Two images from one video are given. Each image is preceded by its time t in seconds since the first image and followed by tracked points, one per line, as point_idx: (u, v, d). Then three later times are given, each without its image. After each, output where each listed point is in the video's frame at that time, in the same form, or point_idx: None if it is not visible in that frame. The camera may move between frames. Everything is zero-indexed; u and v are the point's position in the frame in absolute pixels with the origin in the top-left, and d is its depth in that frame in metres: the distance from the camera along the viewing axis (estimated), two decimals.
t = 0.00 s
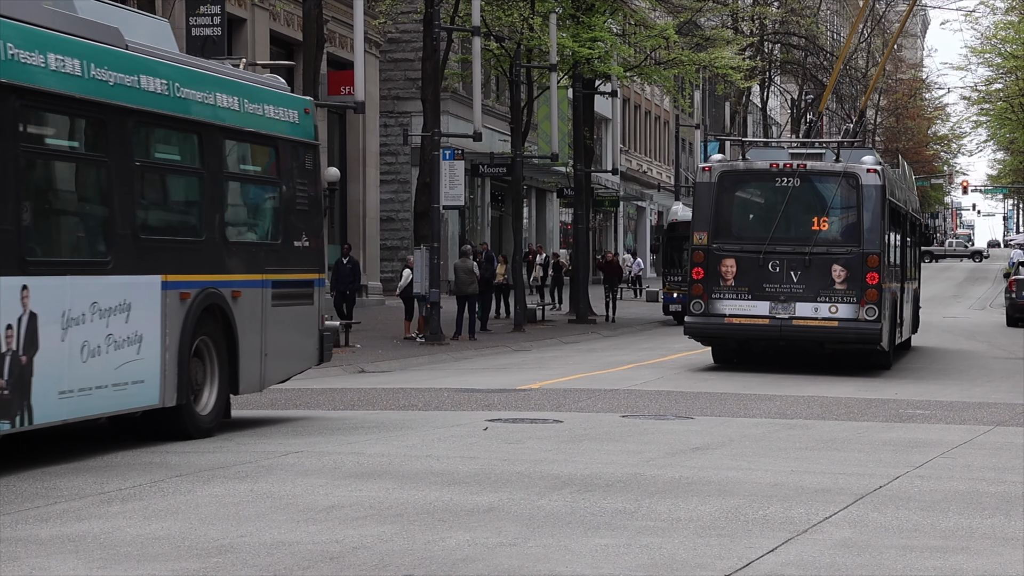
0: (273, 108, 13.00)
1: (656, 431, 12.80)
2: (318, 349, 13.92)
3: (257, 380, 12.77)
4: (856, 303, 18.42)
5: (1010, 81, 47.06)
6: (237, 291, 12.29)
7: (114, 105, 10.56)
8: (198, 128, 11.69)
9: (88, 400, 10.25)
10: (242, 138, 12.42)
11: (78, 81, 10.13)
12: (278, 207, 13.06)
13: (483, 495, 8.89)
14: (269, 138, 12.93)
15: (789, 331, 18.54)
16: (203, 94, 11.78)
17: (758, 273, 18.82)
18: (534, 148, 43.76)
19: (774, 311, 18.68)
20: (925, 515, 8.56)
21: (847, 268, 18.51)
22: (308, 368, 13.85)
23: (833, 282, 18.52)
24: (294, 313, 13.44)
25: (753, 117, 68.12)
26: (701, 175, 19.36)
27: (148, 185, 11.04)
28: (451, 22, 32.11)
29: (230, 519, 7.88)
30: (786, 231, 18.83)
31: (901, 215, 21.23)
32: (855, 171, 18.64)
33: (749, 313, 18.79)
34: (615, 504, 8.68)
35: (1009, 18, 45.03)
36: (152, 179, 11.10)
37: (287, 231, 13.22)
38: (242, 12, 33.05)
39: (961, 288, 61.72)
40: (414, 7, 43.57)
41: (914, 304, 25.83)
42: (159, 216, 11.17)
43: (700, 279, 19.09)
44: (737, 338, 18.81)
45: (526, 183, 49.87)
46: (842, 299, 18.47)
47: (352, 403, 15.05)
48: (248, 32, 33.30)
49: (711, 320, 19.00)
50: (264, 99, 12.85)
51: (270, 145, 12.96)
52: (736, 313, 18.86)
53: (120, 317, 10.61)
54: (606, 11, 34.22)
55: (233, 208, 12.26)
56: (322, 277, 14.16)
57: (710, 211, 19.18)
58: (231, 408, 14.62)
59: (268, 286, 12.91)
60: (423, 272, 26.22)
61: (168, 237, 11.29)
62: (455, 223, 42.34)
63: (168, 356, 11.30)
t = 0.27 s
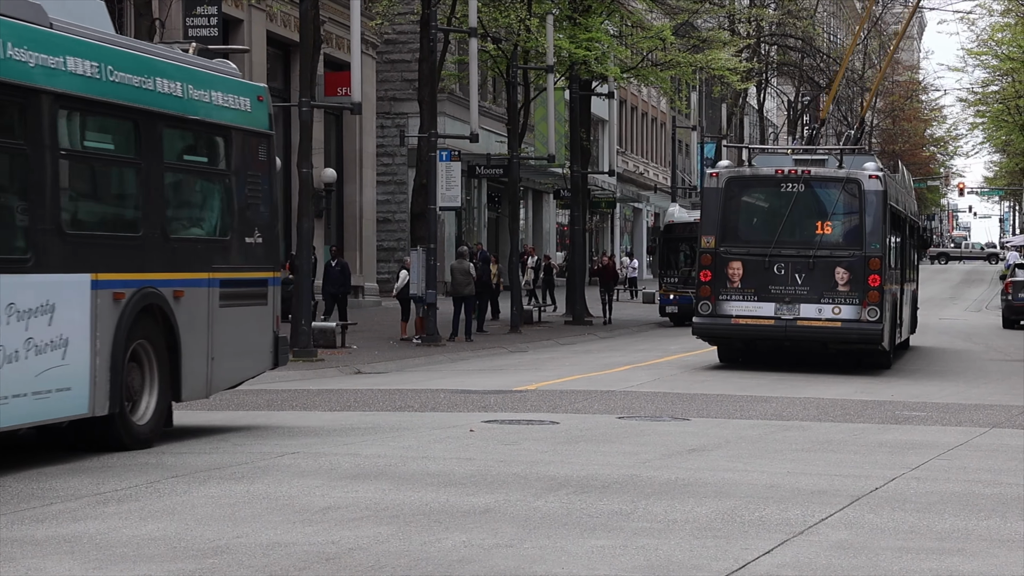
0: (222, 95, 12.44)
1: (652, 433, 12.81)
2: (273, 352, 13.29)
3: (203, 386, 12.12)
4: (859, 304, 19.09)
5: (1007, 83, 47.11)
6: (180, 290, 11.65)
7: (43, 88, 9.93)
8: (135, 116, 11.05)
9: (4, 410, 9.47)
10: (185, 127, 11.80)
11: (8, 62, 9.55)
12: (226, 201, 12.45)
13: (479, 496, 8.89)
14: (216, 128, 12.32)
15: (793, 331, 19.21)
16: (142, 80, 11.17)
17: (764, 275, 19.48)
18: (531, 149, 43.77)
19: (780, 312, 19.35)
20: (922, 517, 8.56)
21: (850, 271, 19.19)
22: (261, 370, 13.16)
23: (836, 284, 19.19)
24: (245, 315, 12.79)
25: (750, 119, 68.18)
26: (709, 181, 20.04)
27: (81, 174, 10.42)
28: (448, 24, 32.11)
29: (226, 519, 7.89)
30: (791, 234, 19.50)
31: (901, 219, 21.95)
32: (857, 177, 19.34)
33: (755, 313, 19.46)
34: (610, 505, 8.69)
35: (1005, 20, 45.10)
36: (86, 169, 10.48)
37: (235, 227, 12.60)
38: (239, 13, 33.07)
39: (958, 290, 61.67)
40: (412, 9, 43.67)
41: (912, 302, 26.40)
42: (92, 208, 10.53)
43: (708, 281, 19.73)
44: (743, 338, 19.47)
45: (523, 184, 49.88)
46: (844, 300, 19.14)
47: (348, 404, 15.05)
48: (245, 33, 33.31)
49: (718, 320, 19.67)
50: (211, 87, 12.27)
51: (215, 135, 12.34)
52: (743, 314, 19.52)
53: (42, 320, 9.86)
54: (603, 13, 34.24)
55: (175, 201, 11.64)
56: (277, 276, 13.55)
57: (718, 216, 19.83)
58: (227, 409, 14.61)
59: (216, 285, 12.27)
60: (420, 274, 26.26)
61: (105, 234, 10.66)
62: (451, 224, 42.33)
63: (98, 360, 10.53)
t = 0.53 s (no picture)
0: (163, 81, 11.52)
1: (648, 434, 12.83)
2: (220, 358, 12.40)
3: (140, 396, 11.20)
4: (860, 305, 19.88)
5: (1002, 85, 47.18)
6: (112, 292, 10.70)
7: None
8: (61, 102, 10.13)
9: None
10: (119, 115, 10.87)
11: None
12: (168, 196, 11.52)
13: (475, 497, 8.90)
14: (158, 117, 11.38)
15: (796, 331, 19.98)
16: (70, 64, 10.26)
17: (768, 277, 20.25)
18: (526, 150, 43.78)
19: (783, 313, 20.11)
20: (916, 518, 8.58)
21: (850, 273, 19.98)
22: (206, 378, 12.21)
23: (838, 286, 19.98)
24: (188, 317, 11.88)
25: (746, 120, 68.18)
26: (715, 186, 20.85)
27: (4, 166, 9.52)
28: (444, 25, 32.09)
29: (222, 521, 7.89)
30: (793, 237, 20.30)
31: (900, 224, 22.75)
32: (858, 182, 20.16)
33: (759, 314, 20.21)
34: (605, 506, 8.70)
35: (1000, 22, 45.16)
36: (10, 161, 9.59)
37: (178, 223, 11.66)
38: (235, 14, 33.02)
39: (953, 291, 61.63)
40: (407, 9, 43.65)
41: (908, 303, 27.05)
42: (18, 203, 9.64)
43: (714, 282, 20.50)
44: (747, 338, 20.21)
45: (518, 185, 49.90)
46: (845, 301, 19.92)
47: (343, 406, 15.03)
48: (241, 33, 33.26)
49: (723, 320, 20.41)
50: (150, 72, 11.35)
51: (156, 125, 11.38)
52: (747, 314, 20.26)
53: None
54: (599, 14, 34.23)
55: (110, 197, 10.73)
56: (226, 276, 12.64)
57: (723, 219, 20.64)
58: (222, 411, 14.58)
59: (155, 286, 11.33)
60: (416, 275, 26.21)
61: (32, 232, 9.75)
62: (447, 225, 42.30)
63: (16, 370, 9.49)
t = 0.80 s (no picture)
0: (89, 66, 10.82)
1: (640, 435, 12.83)
2: (157, 363, 11.54)
3: (63, 404, 10.37)
4: (856, 306, 20.23)
5: (994, 87, 47.29)
6: (29, 293, 9.95)
7: None
8: None
9: None
10: (34, 101, 10.15)
11: None
12: (95, 189, 10.80)
13: (467, 499, 8.89)
14: (82, 104, 10.69)
15: (795, 331, 20.33)
16: None
17: (768, 278, 20.62)
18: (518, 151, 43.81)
19: (782, 313, 20.46)
20: (908, 519, 8.59)
21: (848, 275, 20.33)
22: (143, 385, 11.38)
23: (835, 287, 20.34)
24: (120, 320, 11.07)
25: (739, 122, 68.22)
26: (716, 190, 21.25)
27: None
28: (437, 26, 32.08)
29: (213, 522, 7.88)
30: (792, 239, 20.67)
31: (897, 227, 23.12)
32: (856, 187, 20.53)
33: (759, 314, 20.57)
34: (597, 507, 8.70)
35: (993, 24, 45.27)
36: None
37: (108, 219, 10.92)
38: (227, 14, 32.97)
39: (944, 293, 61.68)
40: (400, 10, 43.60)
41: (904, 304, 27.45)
42: None
43: (715, 283, 20.87)
44: (747, 337, 20.57)
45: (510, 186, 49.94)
46: (842, 302, 20.28)
47: (335, 407, 15.02)
48: (233, 34, 33.20)
49: (724, 320, 20.77)
50: (73, 55, 10.64)
51: (82, 113, 10.71)
52: (747, 314, 20.62)
53: None
54: (591, 15, 34.21)
55: (25, 189, 10.03)
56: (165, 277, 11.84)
57: (724, 222, 21.04)
58: (214, 411, 14.55)
59: (81, 286, 10.54)
60: (407, 275, 26.40)
61: None
62: (439, 226, 42.29)
63: None
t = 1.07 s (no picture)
0: (7, 48, 9.85)
1: (631, 435, 12.84)
2: (84, 371, 10.54)
3: None
4: (852, 305, 20.77)
5: (984, 88, 47.41)
6: None
7: None
8: None
9: None
10: None
11: None
12: (10, 183, 9.86)
13: (458, 498, 8.89)
14: None
15: (793, 329, 20.85)
16: None
17: (766, 278, 21.11)
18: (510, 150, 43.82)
19: (780, 312, 20.98)
20: (898, 518, 8.60)
21: (844, 275, 20.86)
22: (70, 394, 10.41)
23: (832, 287, 20.87)
24: (43, 323, 10.11)
25: (730, 122, 68.27)
26: (716, 192, 21.72)
27: None
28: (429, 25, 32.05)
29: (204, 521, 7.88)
30: (790, 241, 21.17)
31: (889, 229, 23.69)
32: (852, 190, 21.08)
33: (757, 313, 21.08)
34: (588, 506, 8.70)
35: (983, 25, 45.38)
36: None
37: (25, 215, 9.98)
38: (218, 13, 32.93)
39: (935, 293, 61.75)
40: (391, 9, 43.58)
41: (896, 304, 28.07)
42: None
43: (715, 282, 21.35)
44: (746, 335, 21.08)
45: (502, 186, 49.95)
46: (838, 302, 20.81)
47: (326, 406, 15.01)
48: (224, 32, 33.16)
49: (723, 319, 21.27)
50: None
51: None
52: (746, 313, 21.12)
53: None
54: (583, 15, 34.21)
55: None
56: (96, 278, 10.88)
57: (724, 223, 21.52)
58: (204, 410, 14.53)
59: None
60: (399, 274, 26.27)
61: None
62: (431, 225, 42.28)
63: None
